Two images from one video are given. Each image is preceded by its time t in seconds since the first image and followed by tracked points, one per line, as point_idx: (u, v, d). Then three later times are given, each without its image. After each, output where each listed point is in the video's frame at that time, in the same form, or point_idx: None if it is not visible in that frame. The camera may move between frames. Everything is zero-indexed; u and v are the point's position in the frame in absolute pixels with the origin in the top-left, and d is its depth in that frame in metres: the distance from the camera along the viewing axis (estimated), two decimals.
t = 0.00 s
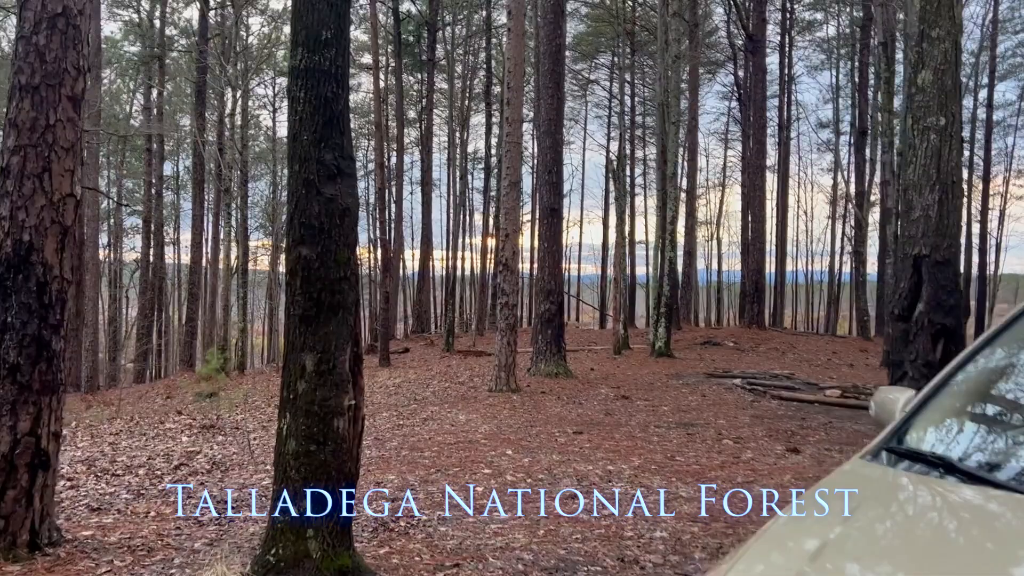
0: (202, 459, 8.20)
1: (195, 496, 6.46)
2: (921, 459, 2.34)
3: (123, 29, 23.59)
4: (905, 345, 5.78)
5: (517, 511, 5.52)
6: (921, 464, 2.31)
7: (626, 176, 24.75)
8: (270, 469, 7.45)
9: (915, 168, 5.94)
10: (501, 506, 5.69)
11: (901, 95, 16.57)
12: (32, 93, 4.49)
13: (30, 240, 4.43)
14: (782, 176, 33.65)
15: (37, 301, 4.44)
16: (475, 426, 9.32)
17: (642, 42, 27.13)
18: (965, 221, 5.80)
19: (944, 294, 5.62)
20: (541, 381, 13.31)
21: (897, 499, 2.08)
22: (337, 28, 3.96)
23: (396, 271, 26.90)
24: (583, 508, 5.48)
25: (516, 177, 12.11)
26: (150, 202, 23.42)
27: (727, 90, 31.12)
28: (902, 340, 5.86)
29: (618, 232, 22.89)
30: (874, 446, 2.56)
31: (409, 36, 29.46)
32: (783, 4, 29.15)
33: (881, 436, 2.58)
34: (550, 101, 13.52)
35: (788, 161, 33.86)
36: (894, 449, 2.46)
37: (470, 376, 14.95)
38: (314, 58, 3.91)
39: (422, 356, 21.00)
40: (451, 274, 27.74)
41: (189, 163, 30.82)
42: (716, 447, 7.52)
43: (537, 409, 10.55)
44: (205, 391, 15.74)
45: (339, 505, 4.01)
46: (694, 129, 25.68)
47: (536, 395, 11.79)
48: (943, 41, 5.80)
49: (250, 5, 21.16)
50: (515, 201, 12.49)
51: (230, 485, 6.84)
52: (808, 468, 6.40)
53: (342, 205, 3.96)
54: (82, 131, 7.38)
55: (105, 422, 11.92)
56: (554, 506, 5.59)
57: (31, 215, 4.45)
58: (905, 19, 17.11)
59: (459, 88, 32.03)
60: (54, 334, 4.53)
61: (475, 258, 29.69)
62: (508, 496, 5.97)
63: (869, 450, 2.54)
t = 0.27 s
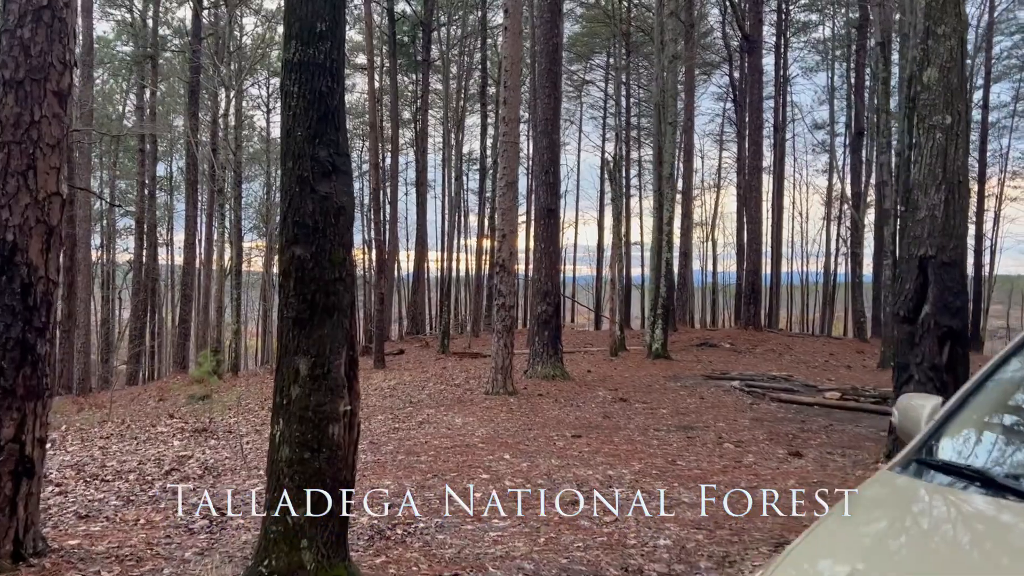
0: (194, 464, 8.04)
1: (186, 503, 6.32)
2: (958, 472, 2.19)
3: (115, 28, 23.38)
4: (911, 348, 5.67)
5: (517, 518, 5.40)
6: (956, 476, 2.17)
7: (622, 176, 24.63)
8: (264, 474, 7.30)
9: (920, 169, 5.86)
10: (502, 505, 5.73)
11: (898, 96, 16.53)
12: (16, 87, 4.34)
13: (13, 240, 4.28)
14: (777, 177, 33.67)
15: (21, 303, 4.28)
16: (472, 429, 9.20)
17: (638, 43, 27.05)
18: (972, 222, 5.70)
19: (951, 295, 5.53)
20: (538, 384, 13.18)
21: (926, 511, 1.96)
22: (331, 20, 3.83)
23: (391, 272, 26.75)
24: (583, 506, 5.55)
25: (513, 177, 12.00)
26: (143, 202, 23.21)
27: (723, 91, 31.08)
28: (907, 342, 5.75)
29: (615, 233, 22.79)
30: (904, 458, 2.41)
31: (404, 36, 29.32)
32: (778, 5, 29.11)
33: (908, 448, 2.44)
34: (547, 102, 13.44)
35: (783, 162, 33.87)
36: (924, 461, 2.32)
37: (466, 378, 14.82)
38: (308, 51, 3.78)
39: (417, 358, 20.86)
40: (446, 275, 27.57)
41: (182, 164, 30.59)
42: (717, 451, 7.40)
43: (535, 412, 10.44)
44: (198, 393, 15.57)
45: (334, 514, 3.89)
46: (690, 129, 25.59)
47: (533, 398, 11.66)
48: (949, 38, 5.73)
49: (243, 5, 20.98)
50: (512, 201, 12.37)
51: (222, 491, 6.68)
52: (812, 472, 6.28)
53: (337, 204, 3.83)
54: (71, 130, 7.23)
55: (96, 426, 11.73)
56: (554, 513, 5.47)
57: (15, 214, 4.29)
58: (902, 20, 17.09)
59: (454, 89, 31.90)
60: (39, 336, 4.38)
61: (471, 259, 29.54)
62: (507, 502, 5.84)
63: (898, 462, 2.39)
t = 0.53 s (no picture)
0: (186, 467, 7.89)
1: (178, 508, 6.16)
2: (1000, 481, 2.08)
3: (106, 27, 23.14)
4: (917, 348, 5.60)
5: (518, 522, 5.29)
6: (999, 485, 2.05)
7: (616, 177, 24.57)
8: (258, 478, 7.16)
9: (926, 167, 5.80)
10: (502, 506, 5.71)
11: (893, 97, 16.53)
12: (2, 80, 4.19)
13: None
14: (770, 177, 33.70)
15: (8, 303, 4.14)
16: (469, 431, 9.09)
17: (632, 43, 27.00)
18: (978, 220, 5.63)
19: (958, 294, 5.47)
20: (534, 385, 13.07)
21: (962, 520, 1.86)
22: (329, 11, 3.72)
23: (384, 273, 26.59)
24: (582, 506, 5.54)
25: (509, 176, 11.91)
26: (134, 203, 22.98)
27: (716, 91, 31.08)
28: (913, 342, 5.67)
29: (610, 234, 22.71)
30: (938, 465, 2.30)
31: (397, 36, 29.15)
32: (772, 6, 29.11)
33: (943, 454, 2.33)
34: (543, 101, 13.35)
35: (776, 163, 33.90)
36: (956, 467, 2.22)
37: (461, 379, 14.69)
38: (306, 43, 3.67)
39: (411, 359, 20.72)
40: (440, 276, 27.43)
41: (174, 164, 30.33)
42: (718, 453, 7.31)
43: (533, 413, 10.34)
44: (191, 395, 15.39)
45: (332, 520, 3.77)
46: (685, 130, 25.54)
47: (530, 399, 11.54)
48: (955, 34, 5.68)
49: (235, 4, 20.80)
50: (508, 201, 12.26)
51: (215, 496, 6.54)
52: (815, 474, 6.19)
53: (335, 200, 3.72)
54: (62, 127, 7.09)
55: (87, 429, 11.55)
56: (556, 517, 5.36)
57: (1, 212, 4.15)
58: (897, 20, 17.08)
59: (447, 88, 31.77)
60: (26, 338, 4.23)
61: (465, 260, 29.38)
62: (507, 505, 5.73)
63: (933, 468, 2.28)
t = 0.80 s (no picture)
0: (172, 476, 7.68)
1: (165, 519, 5.98)
2: None
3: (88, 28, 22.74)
4: (917, 351, 5.59)
5: (517, 531, 5.17)
6: None
7: (605, 180, 24.51)
8: (247, 486, 6.97)
9: (924, 168, 5.79)
10: (501, 506, 5.79)
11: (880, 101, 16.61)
12: None
13: None
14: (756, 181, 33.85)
15: None
16: (461, 437, 8.94)
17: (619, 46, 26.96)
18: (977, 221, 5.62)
19: (958, 296, 5.47)
20: (525, 389, 12.95)
21: (1016, 537, 1.88)
22: (324, 4, 3.61)
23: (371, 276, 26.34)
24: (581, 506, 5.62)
25: (500, 179, 11.80)
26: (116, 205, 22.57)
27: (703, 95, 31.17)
28: (914, 345, 5.65)
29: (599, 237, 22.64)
30: (978, 478, 2.32)
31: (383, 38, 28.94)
32: (758, 10, 29.22)
33: (981, 467, 2.36)
34: (533, 103, 13.25)
35: (762, 166, 34.05)
36: (1002, 478, 2.24)
37: (450, 383, 14.52)
38: (300, 37, 3.55)
39: (399, 363, 20.49)
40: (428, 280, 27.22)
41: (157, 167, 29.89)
42: (715, 458, 7.23)
43: (525, 418, 10.21)
44: (175, 401, 15.08)
45: (326, 534, 3.62)
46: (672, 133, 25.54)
47: (522, 404, 11.41)
48: (953, 33, 5.68)
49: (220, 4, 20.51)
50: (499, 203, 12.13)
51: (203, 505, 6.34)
52: (814, 479, 6.13)
53: (330, 200, 3.60)
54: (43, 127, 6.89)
55: (68, 436, 11.25)
56: (555, 525, 5.25)
57: None
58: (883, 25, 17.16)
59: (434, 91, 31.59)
60: (7, 343, 4.05)
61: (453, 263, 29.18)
62: (503, 513, 5.62)
63: (974, 481, 2.30)
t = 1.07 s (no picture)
0: (158, 485, 7.49)
1: (151, 530, 5.80)
2: None
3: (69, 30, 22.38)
4: (917, 354, 5.59)
5: (514, 540, 5.06)
6: None
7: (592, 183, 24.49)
8: (235, 495, 6.80)
9: (919, 169, 5.79)
10: (502, 506, 5.89)
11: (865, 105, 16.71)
12: None
13: None
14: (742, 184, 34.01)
15: None
16: (453, 443, 8.82)
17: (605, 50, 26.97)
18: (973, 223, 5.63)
19: (956, 299, 5.50)
20: (516, 394, 12.85)
21: None
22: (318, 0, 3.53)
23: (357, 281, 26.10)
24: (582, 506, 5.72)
25: (490, 181, 11.70)
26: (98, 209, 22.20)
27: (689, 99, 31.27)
28: (911, 348, 5.65)
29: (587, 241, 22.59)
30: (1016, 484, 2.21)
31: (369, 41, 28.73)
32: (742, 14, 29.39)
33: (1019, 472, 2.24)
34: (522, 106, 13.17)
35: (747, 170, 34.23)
36: None
37: (439, 388, 14.37)
38: (293, 33, 3.47)
39: (386, 368, 20.30)
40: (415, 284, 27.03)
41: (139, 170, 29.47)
42: (710, 463, 7.17)
43: (517, 423, 10.11)
44: (159, 407, 14.81)
45: (321, 546, 3.59)
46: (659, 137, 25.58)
47: (513, 409, 11.30)
48: (950, 34, 5.69)
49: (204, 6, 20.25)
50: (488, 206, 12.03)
51: (191, 516, 6.18)
52: (812, 484, 6.08)
53: (325, 202, 3.54)
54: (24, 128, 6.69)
55: (50, 444, 10.98)
56: (552, 533, 5.15)
57: None
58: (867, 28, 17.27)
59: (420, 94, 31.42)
60: None
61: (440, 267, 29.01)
62: (499, 522, 5.50)
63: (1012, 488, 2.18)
